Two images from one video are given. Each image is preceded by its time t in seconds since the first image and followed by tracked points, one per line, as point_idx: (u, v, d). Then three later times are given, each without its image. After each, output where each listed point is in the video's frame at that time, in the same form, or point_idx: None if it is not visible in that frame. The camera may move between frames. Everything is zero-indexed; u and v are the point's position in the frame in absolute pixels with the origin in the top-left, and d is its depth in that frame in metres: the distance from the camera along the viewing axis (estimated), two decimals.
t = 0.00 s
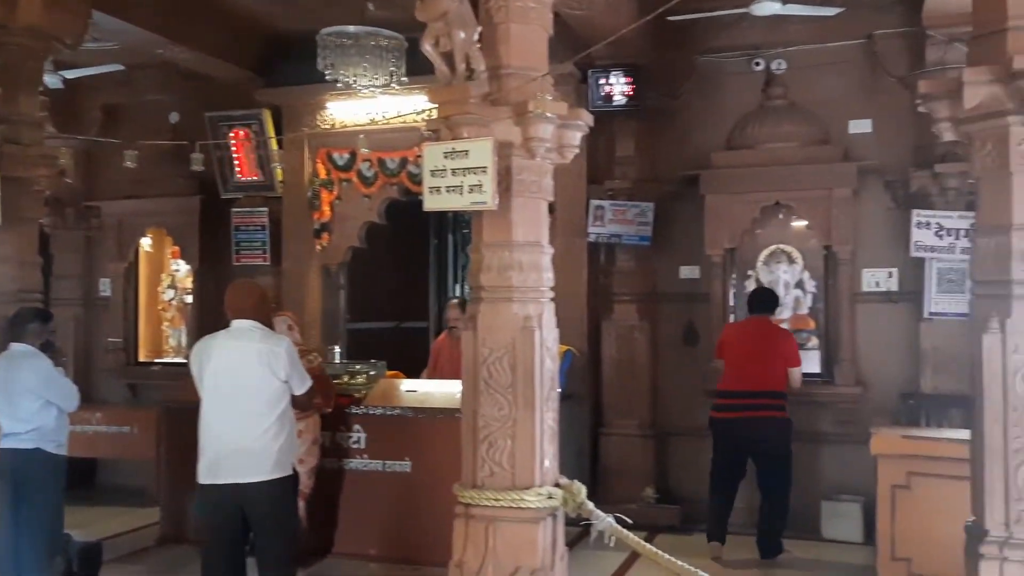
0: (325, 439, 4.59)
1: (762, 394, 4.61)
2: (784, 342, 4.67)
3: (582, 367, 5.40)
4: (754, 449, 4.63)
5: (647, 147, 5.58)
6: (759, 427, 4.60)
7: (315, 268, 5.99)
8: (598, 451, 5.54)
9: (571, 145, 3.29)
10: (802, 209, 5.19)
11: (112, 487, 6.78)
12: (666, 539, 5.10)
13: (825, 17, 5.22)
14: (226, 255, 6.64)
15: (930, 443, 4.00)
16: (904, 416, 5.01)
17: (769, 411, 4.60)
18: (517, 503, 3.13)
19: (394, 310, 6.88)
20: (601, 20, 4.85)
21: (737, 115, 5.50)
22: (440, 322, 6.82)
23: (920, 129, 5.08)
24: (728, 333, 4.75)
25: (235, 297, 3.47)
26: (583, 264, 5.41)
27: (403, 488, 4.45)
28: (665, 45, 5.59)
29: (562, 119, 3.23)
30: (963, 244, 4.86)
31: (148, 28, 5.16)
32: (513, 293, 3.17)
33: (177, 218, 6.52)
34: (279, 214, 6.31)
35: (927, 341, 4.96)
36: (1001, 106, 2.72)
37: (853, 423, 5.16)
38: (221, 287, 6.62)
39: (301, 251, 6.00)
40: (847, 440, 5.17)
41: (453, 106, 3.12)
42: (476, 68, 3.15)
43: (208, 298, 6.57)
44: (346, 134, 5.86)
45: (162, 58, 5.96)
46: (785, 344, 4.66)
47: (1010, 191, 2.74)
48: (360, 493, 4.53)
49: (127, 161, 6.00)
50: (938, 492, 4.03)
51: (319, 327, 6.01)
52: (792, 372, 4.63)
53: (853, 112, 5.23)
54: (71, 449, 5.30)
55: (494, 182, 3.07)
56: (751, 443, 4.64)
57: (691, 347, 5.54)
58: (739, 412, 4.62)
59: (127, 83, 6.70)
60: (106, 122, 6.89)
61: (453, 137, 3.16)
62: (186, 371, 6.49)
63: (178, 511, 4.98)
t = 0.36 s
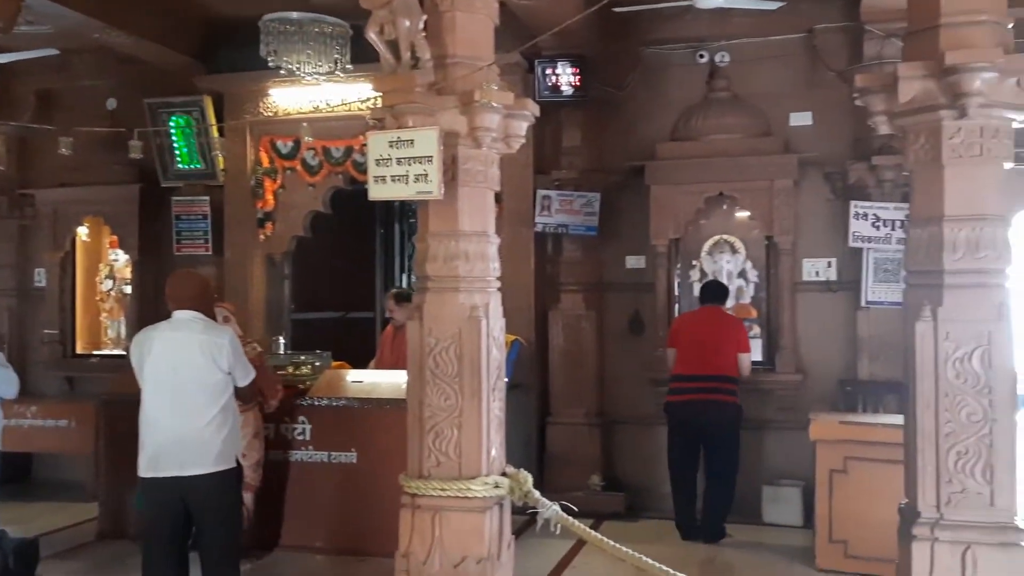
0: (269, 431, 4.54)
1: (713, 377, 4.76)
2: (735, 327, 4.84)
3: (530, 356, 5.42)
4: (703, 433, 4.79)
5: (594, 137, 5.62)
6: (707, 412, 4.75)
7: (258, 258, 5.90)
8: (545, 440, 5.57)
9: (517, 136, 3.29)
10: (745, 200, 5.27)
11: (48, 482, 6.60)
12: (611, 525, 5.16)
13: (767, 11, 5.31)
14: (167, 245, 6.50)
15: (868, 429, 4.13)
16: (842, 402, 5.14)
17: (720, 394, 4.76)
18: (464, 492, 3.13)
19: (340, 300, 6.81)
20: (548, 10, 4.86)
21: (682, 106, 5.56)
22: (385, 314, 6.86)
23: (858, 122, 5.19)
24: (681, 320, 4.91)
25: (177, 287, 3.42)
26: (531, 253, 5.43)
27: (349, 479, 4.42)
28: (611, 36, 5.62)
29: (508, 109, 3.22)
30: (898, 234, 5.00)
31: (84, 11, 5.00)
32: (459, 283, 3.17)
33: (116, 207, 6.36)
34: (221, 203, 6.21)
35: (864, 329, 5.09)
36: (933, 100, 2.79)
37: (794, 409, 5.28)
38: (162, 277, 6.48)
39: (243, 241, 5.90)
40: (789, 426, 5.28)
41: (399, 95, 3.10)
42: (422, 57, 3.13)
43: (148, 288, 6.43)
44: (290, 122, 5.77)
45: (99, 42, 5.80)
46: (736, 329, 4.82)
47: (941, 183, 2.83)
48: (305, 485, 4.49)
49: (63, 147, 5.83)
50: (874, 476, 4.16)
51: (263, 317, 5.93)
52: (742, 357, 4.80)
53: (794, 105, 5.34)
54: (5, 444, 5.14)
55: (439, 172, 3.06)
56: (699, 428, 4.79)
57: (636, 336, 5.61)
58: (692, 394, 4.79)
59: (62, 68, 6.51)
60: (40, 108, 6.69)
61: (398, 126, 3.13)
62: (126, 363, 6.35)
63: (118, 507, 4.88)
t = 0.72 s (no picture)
0: (215, 424, 4.48)
1: (659, 364, 4.82)
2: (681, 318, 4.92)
3: (479, 348, 5.42)
4: (651, 423, 4.85)
5: (543, 129, 5.63)
6: (652, 400, 4.82)
7: (203, 248, 5.80)
8: (495, 430, 5.59)
9: (466, 127, 3.28)
10: (692, 192, 5.34)
11: None
12: (559, 515, 5.20)
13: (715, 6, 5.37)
14: (108, 234, 6.35)
15: (811, 417, 4.23)
16: (785, 391, 5.24)
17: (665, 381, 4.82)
18: (412, 484, 3.13)
19: (287, 292, 6.73)
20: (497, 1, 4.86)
21: (631, 99, 5.60)
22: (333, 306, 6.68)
23: (802, 116, 5.29)
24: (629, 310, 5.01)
25: (119, 278, 3.35)
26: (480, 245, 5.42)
27: (296, 472, 4.38)
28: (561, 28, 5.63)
29: (457, 100, 3.21)
30: (841, 227, 5.09)
31: None
32: (408, 274, 3.15)
33: (54, 195, 6.20)
34: (164, 192, 6.08)
35: (807, 319, 5.19)
36: (874, 96, 2.84)
37: (739, 398, 5.36)
38: (103, 267, 6.33)
39: (187, 231, 5.79)
40: (735, 415, 5.37)
41: (346, 84, 3.07)
42: (370, 47, 3.11)
43: (89, 279, 6.28)
44: (235, 111, 5.68)
45: (36, 25, 5.62)
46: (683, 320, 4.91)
47: (880, 177, 2.90)
48: (252, 479, 4.44)
49: None
50: (816, 463, 4.25)
51: (208, 309, 5.83)
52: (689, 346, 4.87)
53: (740, 99, 5.42)
54: None
55: (387, 162, 3.05)
56: (647, 418, 4.85)
57: (585, 327, 5.65)
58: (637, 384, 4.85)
59: None
60: None
61: (345, 115, 3.11)
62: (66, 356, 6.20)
63: (58, 503, 4.77)
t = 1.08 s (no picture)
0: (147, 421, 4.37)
1: (592, 357, 4.87)
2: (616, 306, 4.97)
3: (420, 342, 5.40)
4: (587, 414, 4.88)
5: (484, 121, 5.63)
6: (591, 392, 4.86)
7: (134, 241, 5.66)
8: (435, 424, 5.57)
9: (405, 118, 3.26)
10: (632, 187, 5.39)
11: None
12: (499, 507, 5.21)
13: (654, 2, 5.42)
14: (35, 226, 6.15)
15: (746, 409, 4.31)
16: (721, 382, 5.34)
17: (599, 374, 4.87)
18: (350, 479, 3.10)
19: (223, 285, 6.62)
20: None
21: (571, 93, 5.62)
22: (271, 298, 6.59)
23: (738, 112, 5.38)
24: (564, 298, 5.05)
25: (42, 272, 3.25)
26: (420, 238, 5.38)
27: (232, 468, 4.31)
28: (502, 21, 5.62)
29: (395, 91, 3.18)
30: (775, 222, 5.19)
31: None
32: (345, 267, 3.12)
33: None
34: (93, 181, 5.92)
35: (743, 312, 5.29)
36: (805, 94, 2.91)
37: (677, 391, 5.43)
38: (29, 260, 6.13)
39: (118, 222, 5.64)
40: (672, 407, 5.45)
41: (281, 74, 3.02)
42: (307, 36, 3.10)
43: (14, 272, 6.07)
44: (167, 99, 5.54)
45: None
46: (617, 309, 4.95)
47: (811, 173, 2.96)
48: (186, 476, 4.35)
49: None
50: (750, 453, 4.34)
51: (141, 302, 5.69)
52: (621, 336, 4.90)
53: (679, 95, 5.48)
54: None
55: (324, 154, 3.00)
56: (585, 411, 4.88)
57: (525, 320, 5.67)
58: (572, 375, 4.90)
59: None
60: None
61: (281, 106, 3.04)
62: None
63: None
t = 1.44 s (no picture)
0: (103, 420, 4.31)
1: (541, 355, 4.86)
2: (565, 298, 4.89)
3: (381, 339, 5.38)
4: (548, 410, 4.89)
5: (445, 118, 5.64)
6: (552, 390, 4.86)
7: (89, 237, 5.55)
8: (396, 421, 5.56)
9: (365, 114, 3.24)
10: (593, 184, 5.42)
11: None
12: (461, 504, 5.22)
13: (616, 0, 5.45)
14: None
15: (705, 405, 4.37)
16: (681, 378, 5.39)
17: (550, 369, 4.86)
18: (310, 477, 3.08)
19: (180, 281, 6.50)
20: None
21: (533, 90, 5.63)
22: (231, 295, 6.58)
23: (698, 111, 5.43)
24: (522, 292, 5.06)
25: None
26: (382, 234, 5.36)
27: (190, 467, 4.25)
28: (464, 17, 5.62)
29: (355, 87, 3.16)
30: (734, 220, 5.25)
31: None
32: (305, 264, 3.10)
33: None
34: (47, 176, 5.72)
35: (703, 309, 5.35)
36: (762, 93, 2.94)
37: (638, 386, 5.48)
38: None
39: (71, 218, 5.53)
40: (633, 403, 5.49)
41: (241, 69, 2.99)
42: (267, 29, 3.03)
43: None
44: (122, 93, 5.47)
45: None
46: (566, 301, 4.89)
47: (769, 171, 3.01)
48: (143, 475, 4.29)
49: None
50: (709, 448, 4.40)
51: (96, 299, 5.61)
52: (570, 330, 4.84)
53: (640, 93, 5.52)
54: None
55: (283, 150, 2.98)
56: (546, 408, 4.89)
57: (488, 317, 5.67)
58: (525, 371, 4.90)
59: None
60: None
61: (240, 101, 3.02)
62: None
63: None
